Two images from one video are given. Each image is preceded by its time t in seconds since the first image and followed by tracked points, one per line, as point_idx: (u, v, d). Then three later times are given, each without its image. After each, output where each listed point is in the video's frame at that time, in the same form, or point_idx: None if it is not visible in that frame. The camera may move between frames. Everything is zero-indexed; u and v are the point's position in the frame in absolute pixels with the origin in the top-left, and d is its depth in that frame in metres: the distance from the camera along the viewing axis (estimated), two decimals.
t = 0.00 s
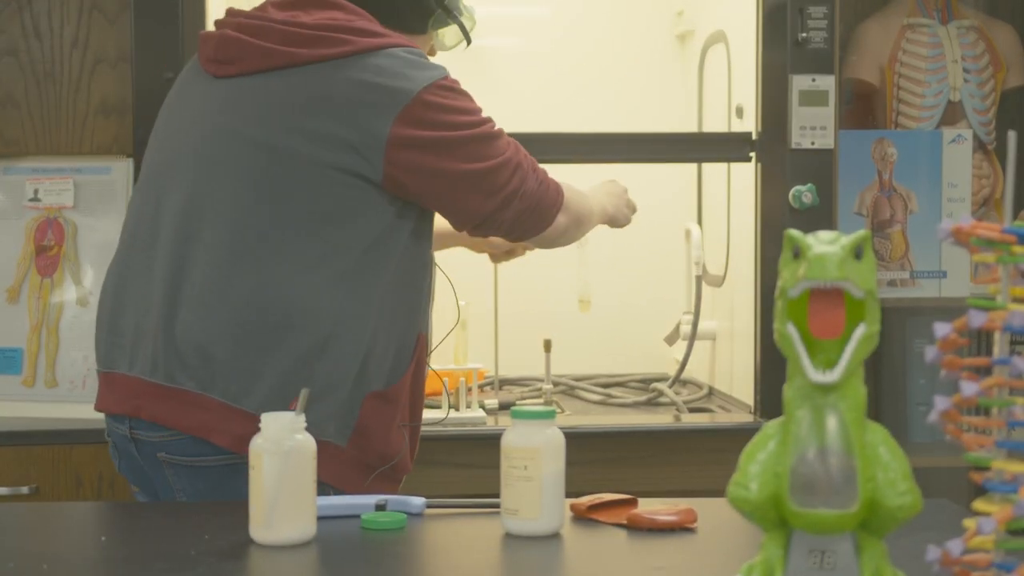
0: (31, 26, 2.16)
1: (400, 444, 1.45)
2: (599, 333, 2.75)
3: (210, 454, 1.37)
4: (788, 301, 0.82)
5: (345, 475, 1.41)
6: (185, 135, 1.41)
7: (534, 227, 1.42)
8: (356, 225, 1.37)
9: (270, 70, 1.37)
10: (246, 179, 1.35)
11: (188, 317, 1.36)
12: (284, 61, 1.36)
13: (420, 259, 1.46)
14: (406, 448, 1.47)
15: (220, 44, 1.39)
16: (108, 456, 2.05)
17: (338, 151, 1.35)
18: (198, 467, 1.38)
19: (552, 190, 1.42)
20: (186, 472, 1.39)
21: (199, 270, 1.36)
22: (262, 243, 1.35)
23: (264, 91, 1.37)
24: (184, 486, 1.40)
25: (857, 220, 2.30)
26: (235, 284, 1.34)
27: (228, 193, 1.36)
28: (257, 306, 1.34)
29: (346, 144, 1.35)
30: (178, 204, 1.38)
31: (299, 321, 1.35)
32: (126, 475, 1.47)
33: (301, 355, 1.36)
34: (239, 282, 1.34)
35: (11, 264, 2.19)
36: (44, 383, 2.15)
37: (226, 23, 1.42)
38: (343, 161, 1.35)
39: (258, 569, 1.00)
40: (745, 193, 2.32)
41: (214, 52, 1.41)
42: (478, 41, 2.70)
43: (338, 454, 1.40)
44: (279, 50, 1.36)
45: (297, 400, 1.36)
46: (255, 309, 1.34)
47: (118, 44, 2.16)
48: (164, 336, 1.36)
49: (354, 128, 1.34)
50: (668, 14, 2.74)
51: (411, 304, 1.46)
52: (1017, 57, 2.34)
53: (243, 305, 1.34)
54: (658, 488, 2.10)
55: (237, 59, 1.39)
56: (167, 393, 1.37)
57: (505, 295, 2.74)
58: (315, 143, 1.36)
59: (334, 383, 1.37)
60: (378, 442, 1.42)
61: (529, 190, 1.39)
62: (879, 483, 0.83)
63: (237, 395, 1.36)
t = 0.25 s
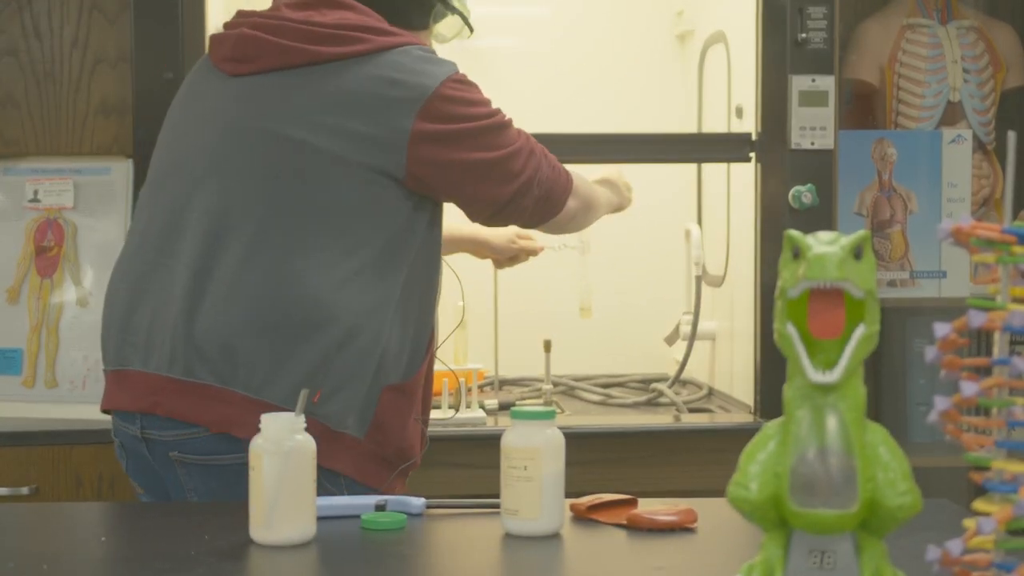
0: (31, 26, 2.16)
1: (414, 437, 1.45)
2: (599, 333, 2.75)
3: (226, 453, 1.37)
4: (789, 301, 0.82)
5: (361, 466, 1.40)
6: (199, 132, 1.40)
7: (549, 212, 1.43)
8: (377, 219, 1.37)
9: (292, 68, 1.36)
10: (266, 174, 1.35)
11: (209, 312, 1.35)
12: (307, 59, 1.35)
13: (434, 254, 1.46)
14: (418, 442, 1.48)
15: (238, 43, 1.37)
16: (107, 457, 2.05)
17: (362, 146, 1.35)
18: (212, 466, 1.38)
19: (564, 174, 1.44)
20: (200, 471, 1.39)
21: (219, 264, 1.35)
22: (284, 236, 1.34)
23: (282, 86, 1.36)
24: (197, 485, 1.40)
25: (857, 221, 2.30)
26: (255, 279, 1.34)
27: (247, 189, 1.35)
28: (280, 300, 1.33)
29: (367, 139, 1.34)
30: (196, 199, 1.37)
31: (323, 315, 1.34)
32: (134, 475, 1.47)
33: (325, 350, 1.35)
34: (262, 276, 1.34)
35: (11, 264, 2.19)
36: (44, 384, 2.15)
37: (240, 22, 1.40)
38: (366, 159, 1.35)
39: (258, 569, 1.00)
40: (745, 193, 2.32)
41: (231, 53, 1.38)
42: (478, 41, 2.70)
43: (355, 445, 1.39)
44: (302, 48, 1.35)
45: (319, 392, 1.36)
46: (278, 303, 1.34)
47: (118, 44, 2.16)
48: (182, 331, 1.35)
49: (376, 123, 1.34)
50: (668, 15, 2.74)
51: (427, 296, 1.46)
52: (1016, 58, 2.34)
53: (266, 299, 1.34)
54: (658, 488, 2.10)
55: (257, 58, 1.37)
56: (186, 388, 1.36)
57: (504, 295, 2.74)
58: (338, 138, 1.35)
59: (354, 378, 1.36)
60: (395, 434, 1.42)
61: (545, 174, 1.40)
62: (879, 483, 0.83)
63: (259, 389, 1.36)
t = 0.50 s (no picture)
0: (31, 26, 2.16)
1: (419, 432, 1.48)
2: (598, 333, 2.75)
3: (235, 449, 1.38)
4: (791, 299, 0.82)
5: (369, 461, 1.41)
6: (208, 129, 1.38)
7: (557, 203, 1.44)
8: (387, 217, 1.37)
9: (307, 67, 1.35)
10: (277, 172, 1.34)
11: (221, 309, 1.34)
12: (321, 57, 1.33)
13: (439, 251, 1.49)
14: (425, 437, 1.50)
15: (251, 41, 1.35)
16: (107, 457, 2.04)
17: (374, 145, 1.34)
18: (221, 462, 1.39)
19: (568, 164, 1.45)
20: (208, 468, 1.40)
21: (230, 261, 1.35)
22: (297, 233, 1.34)
23: (292, 83, 1.35)
24: (203, 483, 1.41)
25: (857, 220, 2.30)
26: (267, 277, 1.33)
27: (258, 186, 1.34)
28: (293, 297, 1.33)
29: (378, 136, 1.33)
30: (206, 195, 1.36)
31: (334, 313, 1.33)
32: (139, 473, 1.47)
33: (337, 348, 1.34)
34: (274, 273, 1.33)
35: (11, 264, 2.19)
36: (44, 384, 2.15)
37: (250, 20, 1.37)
38: (379, 158, 1.34)
39: (258, 569, 1.00)
40: (745, 193, 2.32)
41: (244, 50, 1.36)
42: (478, 41, 2.70)
43: (365, 440, 1.41)
44: (317, 47, 1.33)
45: (331, 387, 1.36)
46: (290, 301, 1.33)
47: (118, 44, 2.16)
48: (193, 328, 1.34)
49: (389, 120, 1.33)
50: (668, 14, 2.74)
51: (430, 297, 1.49)
52: (1017, 57, 2.34)
53: (277, 297, 1.33)
54: (658, 487, 2.10)
55: (271, 56, 1.35)
56: (197, 385, 1.35)
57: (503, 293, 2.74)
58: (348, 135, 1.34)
59: (365, 374, 1.37)
60: (401, 428, 1.44)
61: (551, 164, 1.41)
62: (879, 483, 0.82)
63: (271, 386, 1.35)
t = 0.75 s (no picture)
0: (31, 26, 2.16)
1: (422, 433, 1.48)
2: (598, 333, 2.75)
3: (240, 449, 1.38)
4: (791, 301, 0.82)
5: (373, 462, 1.41)
6: (212, 129, 1.39)
7: (560, 203, 1.44)
8: (391, 218, 1.37)
9: (312, 68, 1.34)
10: (281, 173, 1.34)
11: (226, 309, 1.34)
12: (327, 58, 1.33)
13: (443, 252, 1.50)
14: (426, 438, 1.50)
15: (256, 42, 1.34)
16: (107, 457, 2.04)
17: (379, 146, 1.34)
18: (225, 462, 1.38)
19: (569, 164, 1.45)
20: (212, 467, 1.39)
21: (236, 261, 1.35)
22: (301, 234, 1.34)
23: (297, 84, 1.35)
24: (207, 482, 1.41)
25: (857, 221, 2.30)
26: (272, 278, 1.33)
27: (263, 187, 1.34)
28: (298, 297, 1.33)
29: (383, 137, 1.33)
30: (211, 195, 1.37)
31: (339, 313, 1.33)
32: (143, 472, 1.47)
33: (341, 348, 1.34)
34: (279, 273, 1.33)
35: (11, 264, 2.19)
36: (44, 384, 2.15)
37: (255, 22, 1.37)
38: (386, 160, 1.34)
39: (258, 569, 1.00)
40: (745, 194, 2.32)
41: (249, 52, 1.36)
42: (478, 41, 2.70)
43: (371, 440, 1.40)
44: (323, 48, 1.33)
45: (336, 387, 1.36)
46: (295, 301, 1.33)
47: (117, 45, 2.16)
48: (198, 328, 1.34)
49: (395, 121, 1.33)
50: (668, 15, 2.74)
51: (434, 296, 1.49)
52: (1017, 58, 2.34)
53: (282, 297, 1.33)
54: (658, 488, 2.10)
55: (277, 57, 1.34)
56: (202, 384, 1.35)
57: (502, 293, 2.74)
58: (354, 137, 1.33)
59: (370, 375, 1.37)
60: (405, 428, 1.44)
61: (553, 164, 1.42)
62: (879, 484, 0.82)
63: (276, 386, 1.35)
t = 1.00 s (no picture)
0: (31, 27, 2.16)
1: (423, 434, 1.47)
2: (598, 333, 2.75)
3: (240, 448, 1.37)
4: (789, 302, 0.82)
5: (374, 462, 1.40)
6: (214, 130, 1.39)
7: (564, 204, 1.44)
8: (393, 218, 1.37)
9: (315, 68, 1.35)
10: (284, 174, 1.34)
11: (227, 308, 1.34)
12: (330, 59, 1.34)
13: (444, 253, 1.50)
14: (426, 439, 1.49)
15: (260, 43, 1.35)
16: (107, 457, 2.04)
17: (382, 147, 1.34)
18: (224, 461, 1.38)
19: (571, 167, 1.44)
20: (212, 467, 1.39)
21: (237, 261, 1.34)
22: (303, 234, 1.34)
23: (299, 85, 1.35)
24: (208, 482, 1.41)
25: (856, 221, 2.30)
26: (272, 278, 1.33)
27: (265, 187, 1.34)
28: (299, 297, 1.33)
29: (386, 138, 1.33)
30: (212, 195, 1.37)
31: (340, 313, 1.33)
32: (146, 473, 1.48)
33: (343, 349, 1.34)
34: (280, 273, 1.33)
35: (11, 265, 2.20)
36: (44, 384, 2.15)
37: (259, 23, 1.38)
38: (389, 161, 1.34)
39: (259, 569, 1.00)
40: (744, 194, 2.33)
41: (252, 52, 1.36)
42: (478, 42, 2.70)
43: (371, 440, 1.40)
44: (326, 48, 1.33)
45: (337, 388, 1.36)
46: (296, 301, 1.33)
47: (118, 45, 2.16)
48: (199, 327, 1.34)
49: (398, 122, 1.33)
50: (668, 16, 2.74)
51: (436, 298, 1.49)
52: (1017, 58, 2.34)
53: (283, 297, 1.33)
54: (658, 488, 2.10)
55: (280, 57, 1.35)
56: (202, 383, 1.35)
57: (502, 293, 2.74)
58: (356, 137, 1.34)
59: (371, 375, 1.37)
60: (406, 429, 1.43)
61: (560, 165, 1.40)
62: (879, 483, 0.83)
63: (277, 387, 1.35)
